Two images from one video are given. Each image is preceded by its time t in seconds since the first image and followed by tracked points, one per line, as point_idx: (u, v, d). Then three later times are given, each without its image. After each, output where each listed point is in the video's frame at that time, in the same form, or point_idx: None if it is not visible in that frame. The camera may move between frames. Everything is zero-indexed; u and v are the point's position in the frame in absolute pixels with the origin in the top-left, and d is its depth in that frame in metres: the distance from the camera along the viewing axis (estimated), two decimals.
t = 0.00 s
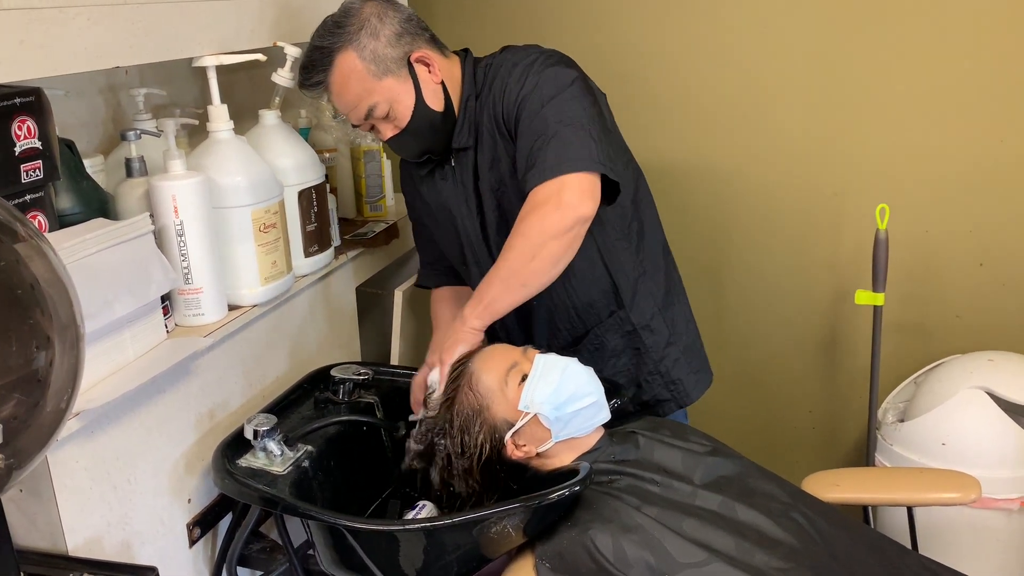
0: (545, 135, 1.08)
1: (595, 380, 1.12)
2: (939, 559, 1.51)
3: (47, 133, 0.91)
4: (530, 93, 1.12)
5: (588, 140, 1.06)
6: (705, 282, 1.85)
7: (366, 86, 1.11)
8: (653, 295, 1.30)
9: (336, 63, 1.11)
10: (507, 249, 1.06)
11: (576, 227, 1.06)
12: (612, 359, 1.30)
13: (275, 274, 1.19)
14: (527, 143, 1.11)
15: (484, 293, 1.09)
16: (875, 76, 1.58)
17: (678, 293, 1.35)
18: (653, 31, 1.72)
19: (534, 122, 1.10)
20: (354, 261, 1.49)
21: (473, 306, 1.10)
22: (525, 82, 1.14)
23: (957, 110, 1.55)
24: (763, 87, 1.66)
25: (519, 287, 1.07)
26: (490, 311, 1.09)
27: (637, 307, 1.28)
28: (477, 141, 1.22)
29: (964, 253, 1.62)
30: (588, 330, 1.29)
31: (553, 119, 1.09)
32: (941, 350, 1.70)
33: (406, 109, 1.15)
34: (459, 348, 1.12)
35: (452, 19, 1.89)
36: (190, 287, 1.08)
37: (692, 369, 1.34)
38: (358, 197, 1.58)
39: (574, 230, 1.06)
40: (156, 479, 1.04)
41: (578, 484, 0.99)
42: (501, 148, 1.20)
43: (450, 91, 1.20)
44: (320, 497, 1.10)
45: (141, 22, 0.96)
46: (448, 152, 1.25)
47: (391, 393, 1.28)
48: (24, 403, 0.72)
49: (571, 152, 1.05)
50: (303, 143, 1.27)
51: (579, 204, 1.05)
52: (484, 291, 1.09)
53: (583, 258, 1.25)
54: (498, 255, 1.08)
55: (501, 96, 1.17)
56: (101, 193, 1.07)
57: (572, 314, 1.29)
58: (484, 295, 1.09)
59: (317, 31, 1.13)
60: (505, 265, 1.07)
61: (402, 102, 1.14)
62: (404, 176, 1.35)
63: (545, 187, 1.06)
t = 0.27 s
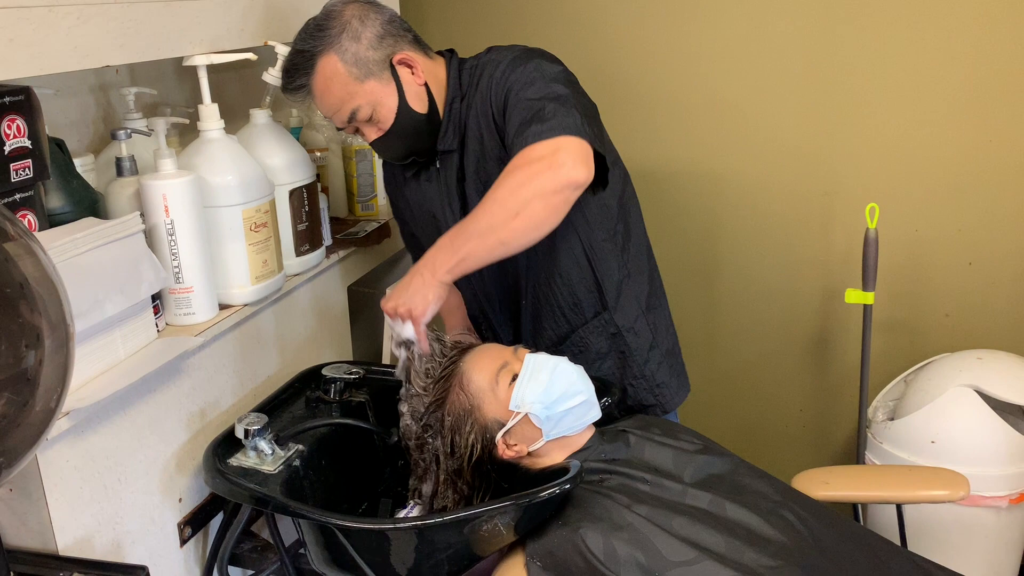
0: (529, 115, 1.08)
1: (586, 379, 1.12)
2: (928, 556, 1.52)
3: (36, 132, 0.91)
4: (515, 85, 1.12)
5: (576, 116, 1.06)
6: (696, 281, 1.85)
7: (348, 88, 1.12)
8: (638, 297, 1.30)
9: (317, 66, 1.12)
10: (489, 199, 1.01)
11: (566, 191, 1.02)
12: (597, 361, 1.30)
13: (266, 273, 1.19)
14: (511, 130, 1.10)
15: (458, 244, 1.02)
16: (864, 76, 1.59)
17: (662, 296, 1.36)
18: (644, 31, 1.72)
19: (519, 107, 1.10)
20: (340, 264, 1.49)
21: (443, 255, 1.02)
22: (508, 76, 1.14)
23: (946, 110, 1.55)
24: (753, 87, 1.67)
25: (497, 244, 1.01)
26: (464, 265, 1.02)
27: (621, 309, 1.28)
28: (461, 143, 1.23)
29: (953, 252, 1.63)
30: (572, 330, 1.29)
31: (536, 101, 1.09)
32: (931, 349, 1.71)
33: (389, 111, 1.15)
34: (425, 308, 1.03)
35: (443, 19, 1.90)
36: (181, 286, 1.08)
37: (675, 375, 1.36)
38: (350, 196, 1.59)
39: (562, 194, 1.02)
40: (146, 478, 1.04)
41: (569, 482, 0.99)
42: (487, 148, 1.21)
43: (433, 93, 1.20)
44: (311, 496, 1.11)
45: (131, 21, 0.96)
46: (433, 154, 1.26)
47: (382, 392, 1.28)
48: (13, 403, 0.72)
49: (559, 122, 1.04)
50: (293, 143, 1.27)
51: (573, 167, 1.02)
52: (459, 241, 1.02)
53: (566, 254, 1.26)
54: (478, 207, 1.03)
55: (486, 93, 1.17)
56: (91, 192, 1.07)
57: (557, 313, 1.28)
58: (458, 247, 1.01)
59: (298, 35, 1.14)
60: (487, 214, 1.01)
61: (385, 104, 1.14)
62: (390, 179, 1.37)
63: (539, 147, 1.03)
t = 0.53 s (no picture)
0: (525, 97, 1.09)
1: (578, 378, 1.13)
2: (918, 556, 1.52)
3: (26, 131, 0.90)
4: (506, 72, 1.14)
5: (573, 93, 1.08)
6: (688, 282, 1.86)
7: (328, 100, 1.12)
8: (633, 288, 1.31)
9: (297, 78, 1.12)
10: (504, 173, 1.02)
11: (577, 159, 1.04)
12: (596, 356, 1.30)
13: (257, 273, 1.19)
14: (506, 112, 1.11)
15: (473, 221, 1.03)
16: (855, 78, 1.59)
17: (653, 288, 1.37)
18: (636, 32, 1.73)
19: (511, 91, 1.11)
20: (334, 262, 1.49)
21: (459, 234, 1.03)
22: (498, 66, 1.15)
23: (935, 112, 1.56)
24: (745, 89, 1.68)
25: (513, 219, 1.02)
26: (481, 244, 1.03)
27: (618, 300, 1.30)
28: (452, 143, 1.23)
29: (943, 253, 1.64)
30: (570, 325, 1.28)
31: (530, 84, 1.10)
32: (920, 349, 1.72)
33: (371, 120, 1.15)
34: (442, 289, 1.03)
35: (436, 20, 1.90)
36: (172, 286, 1.08)
37: (672, 369, 1.37)
38: (341, 196, 1.59)
39: (574, 162, 1.04)
40: (137, 478, 1.04)
41: (560, 481, 0.99)
42: (481, 144, 1.21)
43: (416, 99, 1.20)
44: (302, 496, 1.11)
45: (122, 20, 0.96)
46: (423, 158, 1.26)
47: (374, 392, 1.28)
48: (3, 402, 0.72)
49: (560, 96, 1.06)
50: (284, 142, 1.27)
51: (583, 133, 1.04)
52: (475, 220, 1.03)
53: (561, 248, 1.25)
54: (493, 182, 1.04)
55: (476, 84, 1.18)
56: (81, 192, 1.06)
57: (555, 309, 1.27)
58: (473, 227, 1.02)
59: (278, 47, 1.14)
60: (502, 188, 1.02)
61: (367, 114, 1.15)
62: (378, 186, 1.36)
63: (549, 115, 1.05)
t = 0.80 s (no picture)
0: (510, 131, 1.08)
1: (570, 378, 1.13)
2: (912, 556, 1.53)
3: (20, 131, 0.90)
4: (499, 97, 1.13)
5: (559, 134, 1.06)
6: (682, 283, 1.86)
7: (332, 93, 1.12)
8: (622, 304, 1.31)
9: (301, 69, 1.12)
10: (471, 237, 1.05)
11: (546, 210, 1.05)
12: (579, 367, 1.32)
13: (251, 273, 1.19)
14: (492, 142, 1.11)
15: (450, 279, 1.08)
16: (848, 79, 1.60)
17: (647, 299, 1.36)
18: (631, 34, 1.73)
19: (499, 121, 1.11)
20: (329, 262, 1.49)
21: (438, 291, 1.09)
22: (492, 87, 1.15)
23: (928, 113, 1.57)
24: (739, 90, 1.68)
25: (486, 275, 1.06)
26: (456, 301, 1.08)
27: (604, 316, 1.30)
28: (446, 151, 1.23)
29: (936, 254, 1.65)
30: (555, 338, 1.31)
31: (516, 116, 1.09)
32: (914, 350, 1.72)
33: (375, 115, 1.16)
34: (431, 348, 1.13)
35: (431, 21, 1.90)
36: (166, 286, 1.07)
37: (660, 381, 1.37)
38: (336, 196, 1.59)
39: (542, 214, 1.05)
40: (131, 478, 1.04)
41: (553, 481, 0.99)
42: (470, 159, 1.21)
43: (420, 96, 1.20)
44: (296, 496, 1.11)
45: (116, 20, 0.96)
46: (421, 158, 1.26)
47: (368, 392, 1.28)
48: None
49: (542, 139, 1.05)
50: (279, 143, 1.27)
51: (546, 185, 1.03)
52: (450, 280, 1.07)
53: (549, 264, 1.26)
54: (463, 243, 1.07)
55: (470, 100, 1.17)
56: (75, 192, 1.06)
57: (538, 322, 1.30)
58: (448, 286, 1.08)
59: (283, 38, 1.14)
60: (470, 252, 1.06)
61: (371, 109, 1.15)
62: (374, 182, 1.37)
63: (513, 166, 1.05)
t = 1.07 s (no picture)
0: (500, 132, 1.08)
1: (568, 380, 1.13)
2: (909, 557, 1.53)
3: (18, 132, 0.90)
4: (489, 97, 1.13)
5: (550, 130, 1.06)
6: (680, 285, 1.87)
7: (326, 100, 1.12)
8: (615, 308, 1.31)
9: (295, 77, 1.11)
10: (464, 230, 1.00)
11: (541, 206, 1.02)
12: (573, 370, 1.32)
13: (249, 274, 1.19)
14: (483, 142, 1.12)
15: (441, 279, 0.99)
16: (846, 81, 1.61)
17: (639, 304, 1.37)
18: (629, 36, 1.74)
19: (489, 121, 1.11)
20: (328, 263, 1.49)
21: (426, 294, 1.00)
22: (483, 88, 1.15)
23: (926, 115, 1.58)
24: (737, 92, 1.69)
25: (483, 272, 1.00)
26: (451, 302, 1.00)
27: (598, 320, 1.29)
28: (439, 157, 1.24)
29: (934, 256, 1.65)
30: (550, 340, 1.31)
31: (506, 118, 1.09)
32: (911, 352, 1.73)
33: (369, 122, 1.16)
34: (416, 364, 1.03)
35: (429, 22, 1.90)
36: (164, 287, 1.08)
37: (650, 387, 1.38)
38: (334, 198, 1.59)
39: (538, 210, 1.02)
40: (129, 479, 1.04)
41: (551, 483, 1.00)
42: (463, 165, 1.22)
43: (414, 103, 1.20)
44: (294, 497, 1.11)
45: (115, 22, 0.96)
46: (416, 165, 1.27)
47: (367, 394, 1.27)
48: None
49: (534, 135, 1.05)
50: (277, 144, 1.27)
51: (543, 177, 1.02)
52: (442, 280, 0.99)
53: (544, 265, 1.26)
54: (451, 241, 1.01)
55: (461, 105, 1.18)
56: (73, 193, 1.06)
57: (535, 322, 1.30)
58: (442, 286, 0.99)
59: (276, 45, 1.13)
60: (462, 246, 1.00)
61: (366, 116, 1.15)
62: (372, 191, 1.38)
63: (508, 162, 1.03)
